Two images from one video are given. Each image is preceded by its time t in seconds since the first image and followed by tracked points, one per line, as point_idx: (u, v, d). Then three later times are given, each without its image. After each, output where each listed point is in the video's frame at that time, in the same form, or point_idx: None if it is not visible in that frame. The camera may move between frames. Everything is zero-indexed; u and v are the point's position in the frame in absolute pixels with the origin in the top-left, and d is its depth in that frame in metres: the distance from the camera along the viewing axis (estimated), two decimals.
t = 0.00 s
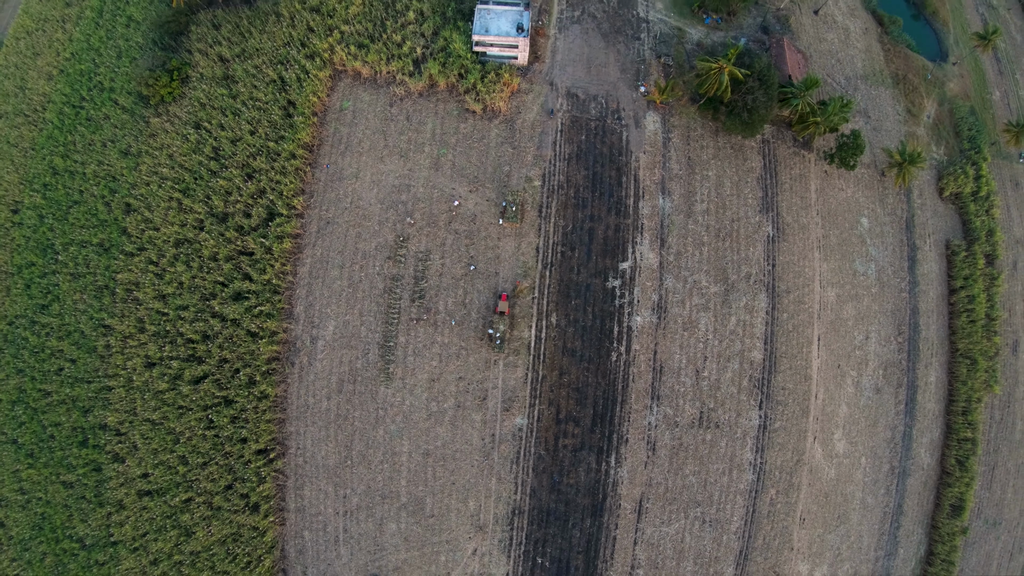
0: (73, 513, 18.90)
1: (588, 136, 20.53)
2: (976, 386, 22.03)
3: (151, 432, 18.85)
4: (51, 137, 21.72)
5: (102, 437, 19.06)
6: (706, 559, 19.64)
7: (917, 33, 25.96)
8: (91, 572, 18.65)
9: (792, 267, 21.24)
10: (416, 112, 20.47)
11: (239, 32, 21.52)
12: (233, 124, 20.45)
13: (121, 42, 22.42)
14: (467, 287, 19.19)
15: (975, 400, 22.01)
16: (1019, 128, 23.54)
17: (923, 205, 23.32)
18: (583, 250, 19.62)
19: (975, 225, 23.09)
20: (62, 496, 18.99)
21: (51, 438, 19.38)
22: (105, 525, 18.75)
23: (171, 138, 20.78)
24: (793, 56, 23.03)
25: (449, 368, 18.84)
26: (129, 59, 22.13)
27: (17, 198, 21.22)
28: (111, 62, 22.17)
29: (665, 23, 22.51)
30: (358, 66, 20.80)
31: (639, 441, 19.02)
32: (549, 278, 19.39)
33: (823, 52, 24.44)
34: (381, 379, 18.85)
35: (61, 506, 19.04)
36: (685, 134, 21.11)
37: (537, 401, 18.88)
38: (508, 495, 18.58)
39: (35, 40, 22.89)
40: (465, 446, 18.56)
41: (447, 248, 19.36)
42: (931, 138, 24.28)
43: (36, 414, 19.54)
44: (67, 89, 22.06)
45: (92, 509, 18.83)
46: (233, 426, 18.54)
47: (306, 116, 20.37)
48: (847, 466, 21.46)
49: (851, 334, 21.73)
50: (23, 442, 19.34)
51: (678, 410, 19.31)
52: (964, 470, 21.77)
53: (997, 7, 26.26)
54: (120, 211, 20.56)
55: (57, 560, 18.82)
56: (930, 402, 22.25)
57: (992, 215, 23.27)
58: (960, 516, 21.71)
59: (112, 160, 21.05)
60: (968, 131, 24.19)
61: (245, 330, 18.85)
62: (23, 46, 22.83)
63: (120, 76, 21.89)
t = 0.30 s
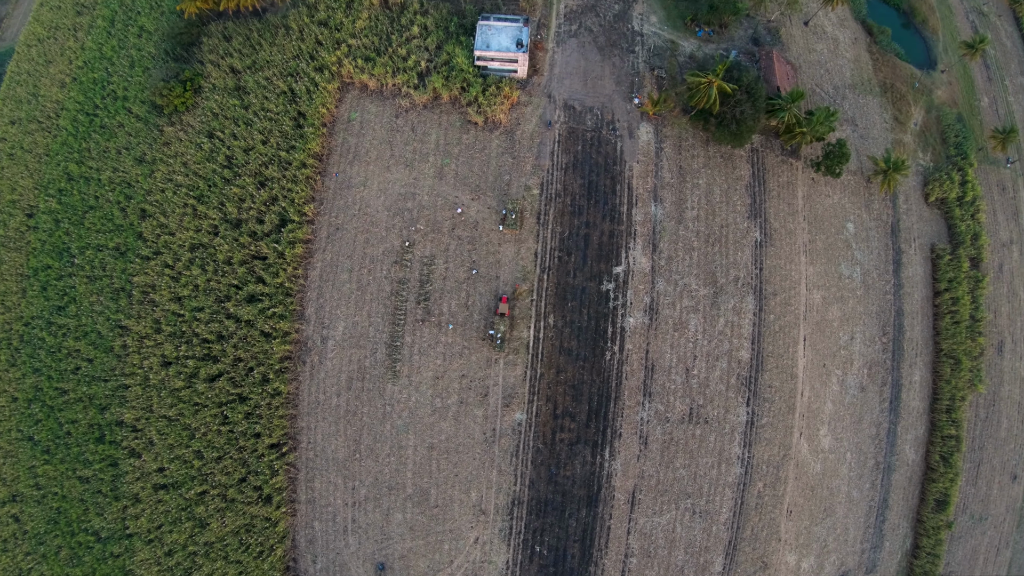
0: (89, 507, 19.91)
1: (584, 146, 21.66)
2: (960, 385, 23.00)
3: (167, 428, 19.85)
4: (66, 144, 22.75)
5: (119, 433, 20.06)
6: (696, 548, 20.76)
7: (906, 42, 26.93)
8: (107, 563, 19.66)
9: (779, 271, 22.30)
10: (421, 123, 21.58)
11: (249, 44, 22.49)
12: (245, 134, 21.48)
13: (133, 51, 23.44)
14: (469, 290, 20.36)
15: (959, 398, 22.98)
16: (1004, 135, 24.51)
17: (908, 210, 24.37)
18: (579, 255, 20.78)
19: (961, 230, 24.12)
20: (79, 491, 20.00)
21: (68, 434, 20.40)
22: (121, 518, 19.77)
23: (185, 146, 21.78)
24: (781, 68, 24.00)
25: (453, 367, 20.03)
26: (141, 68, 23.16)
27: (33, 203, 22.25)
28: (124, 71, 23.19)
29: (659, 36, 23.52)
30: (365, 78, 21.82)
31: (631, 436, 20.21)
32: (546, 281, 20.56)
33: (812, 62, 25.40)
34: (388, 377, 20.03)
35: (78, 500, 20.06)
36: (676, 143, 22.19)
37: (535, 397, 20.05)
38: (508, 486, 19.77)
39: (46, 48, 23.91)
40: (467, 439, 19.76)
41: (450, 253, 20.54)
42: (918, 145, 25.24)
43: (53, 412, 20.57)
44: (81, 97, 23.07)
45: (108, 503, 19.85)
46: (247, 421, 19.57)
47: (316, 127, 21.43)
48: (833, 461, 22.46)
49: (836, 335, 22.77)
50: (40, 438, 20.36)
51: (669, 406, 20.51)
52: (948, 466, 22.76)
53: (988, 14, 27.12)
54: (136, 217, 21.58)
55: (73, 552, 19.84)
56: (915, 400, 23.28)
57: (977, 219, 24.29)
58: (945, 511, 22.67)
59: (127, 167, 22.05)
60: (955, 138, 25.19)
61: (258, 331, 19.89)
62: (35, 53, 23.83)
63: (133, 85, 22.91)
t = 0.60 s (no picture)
0: (103, 501, 20.88)
1: (580, 155, 22.71)
2: (945, 384, 23.98)
3: (181, 424, 20.81)
4: (78, 150, 23.75)
5: (134, 430, 21.03)
6: (687, 539, 21.74)
7: (897, 50, 27.93)
8: (120, 556, 20.60)
9: (767, 274, 23.30)
10: (425, 133, 22.63)
11: (259, 55, 23.45)
12: (256, 142, 22.45)
13: (145, 61, 24.42)
14: (471, 293, 21.40)
15: (944, 397, 23.95)
16: (991, 141, 25.60)
17: (895, 215, 25.39)
18: (576, 258, 21.83)
19: (947, 233, 25.08)
20: (93, 486, 20.99)
21: (83, 431, 21.39)
22: (135, 512, 20.72)
23: (197, 154, 22.75)
24: (771, 78, 24.99)
25: (456, 365, 21.06)
26: (153, 77, 24.16)
27: (46, 207, 23.24)
28: (136, 80, 24.19)
29: (653, 48, 24.55)
30: (371, 90, 22.83)
31: (625, 431, 21.25)
32: (544, 284, 21.61)
33: (802, 72, 26.39)
34: (394, 375, 21.06)
35: (93, 495, 21.03)
36: (669, 152, 23.22)
37: (534, 394, 21.08)
38: (508, 479, 20.77)
39: (57, 55, 24.91)
40: (469, 434, 20.78)
41: (453, 258, 21.59)
42: (906, 151, 26.25)
43: (68, 409, 21.56)
44: (93, 104, 24.06)
45: (122, 497, 20.80)
46: (259, 418, 20.55)
47: (325, 136, 22.43)
48: (820, 456, 23.42)
49: (823, 335, 23.77)
50: (54, 435, 21.33)
51: (661, 403, 21.56)
52: (934, 462, 23.73)
53: (980, 20, 28.31)
54: (149, 222, 22.55)
55: (86, 545, 20.80)
56: (900, 398, 24.29)
57: (964, 223, 25.30)
58: (931, 506, 23.64)
59: (141, 174, 23.04)
60: (943, 144, 26.21)
61: (270, 331, 20.89)
62: (46, 60, 24.87)
63: (146, 94, 23.91)
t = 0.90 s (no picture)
0: (117, 496, 21.87)
1: (577, 164, 23.76)
2: (931, 383, 24.93)
3: (195, 421, 21.78)
4: (91, 157, 24.76)
5: (148, 427, 22.02)
6: (680, 530, 22.74)
7: (888, 57, 28.94)
8: (133, 548, 21.57)
9: (757, 277, 24.32)
10: (428, 143, 23.68)
11: (268, 66, 24.47)
12: (266, 151, 23.43)
13: (155, 70, 25.40)
14: (472, 296, 22.44)
15: (930, 395, 24.90)
16: (978, 146, 26.67)
17: (883, 220, 26.41)
18: (573, 262, 22.88)
19: (934, 237, 26.05)
20: (107, 482, 21.97)
21: (97, 429, 22.38)
22: (148, 506, 21.70)
23: (209, 161, 23.72)
24: (763, 88, 25.88)
25: (458, 365, 22.08)
26: (164, 86, 25.13)
27: (60, 211, 24.29)
28: (147, 88, 25.17)
29: (648, 59, 25.58)
30: (377, 101, 23.86)
31: (619, 427, 22.28)
32: (543, 287, 22.65)
33: (793, 81, 27.35)
34: (399, 373, 22.10)
35: (108, 490, 22.01)
36: (663, 160, 24.25)
37: (533, 392, 22.10)
38: (508, 473, 21.80)
39: (68, 62, 25.93)
40: (471, 430, 21.80)
41: (455, 262, 22.64)
42: (895, 157, 27.23)
43: (82, 408, 22.56)
44: (105, 112, 25.07)
45: (136, 492, 21.79)
46: (271, 415, 21.55)
47: (333, 146, 23.45)
48: (808, 452, 24.39)
49: (811, 336, 24.76)
50: (69, 433, 22.33)
51: (654, 400, 22.60)
52: (921, 459, 24.73)
53: (971, 26, 29.49)
54: (162, 227, 23.53)
55: (100, 539, 21.79)
56: (887, 397, 25.30)
57: (951, 226, 26.26)
58: (917, 501, 24.61)
59: (153, 180, 24.02)
60: (931, 150, 27.18)
61: (281, 332, 21.90)
62: (56, 67, 25.89)
63: (157, 103, 24.87)
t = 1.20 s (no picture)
0: (130, 492, 22.84)
1: (574, 171, 24.81)
2: (918, 381, 25.91)
3: (207, 419, 22.74)
4: (103, 162, 25.76)
5: (161, 424, 22.99)
6: (673, 522, 23.74)
7: (879, 64, 29.98)
8: (146, 542, 22.53)
9: (747, 280, 25.34)
10: (432, 151, 24.73)
11: (276, 75, 25.43)
12: (276, 158, 24.43)
13: (166, 79, 26.36)
14: (474, 298, 23.47)
15: (917, 393, 25.88)
16: (966, 151, 27.67)
17: (872, 224, 27.42)
18: (570, 266, 23.92)
19: (922, 240, 27.08)
20: (120, 477, 22.94)
21: (110, 426, 23.35)
22: (161, 501, 22.66)
23: (220, 168, 24.68)
24: (754, 96, 26.81)
25: (461, 364, 23.12)
26: (174, 94, 26.08)
27: (73, 215, 25.30)
28: (158, 96, 26.12)
29: (643, 69, 26.62)
30: (382, 110, 24.90)
31: (614, 422, 23.31)
32: (541, 289, 23.70)
33: (783, 89, 28.35)
34: (405, 372, 23.13)
35: (121, 485, 22.98)
36: (657, 167, 25.29)
37: (532, 390, 23.14)
38: (509, 467, 22.83)
39: (78, 69, 27.00)
40: (473, 426, 22.82)
41: (458, 265, 23.68)
42: (884, 162, 28.27)
43: (96, 406, 23.52)
44: (117, 119, 26.06)
45: (149, 488, 22.75)
46: (281, 411, 22.53)
47: (340, 154, 24.49)
48: (797, 448, 25.36)
49: (799, 336, 25.76)
50: (82, 430, 23.32)
51: (648, 397, 23.64)
52: (908, 455, 25.72)
53: (962, 32, 30.58)
54: (175, 231, 24.49)
55: (112, 533, 22.74)
56: (875, 394, 26.33)
57: (939, 229, 27.24)
58: (905, 496, 25.57)
59: (165, 186, 24.98)
60: (920, 155, 28.18)
61: (291, 332, 22.94)
62: (67, 73, 26.98)
63: (168, 110, 25.83)
